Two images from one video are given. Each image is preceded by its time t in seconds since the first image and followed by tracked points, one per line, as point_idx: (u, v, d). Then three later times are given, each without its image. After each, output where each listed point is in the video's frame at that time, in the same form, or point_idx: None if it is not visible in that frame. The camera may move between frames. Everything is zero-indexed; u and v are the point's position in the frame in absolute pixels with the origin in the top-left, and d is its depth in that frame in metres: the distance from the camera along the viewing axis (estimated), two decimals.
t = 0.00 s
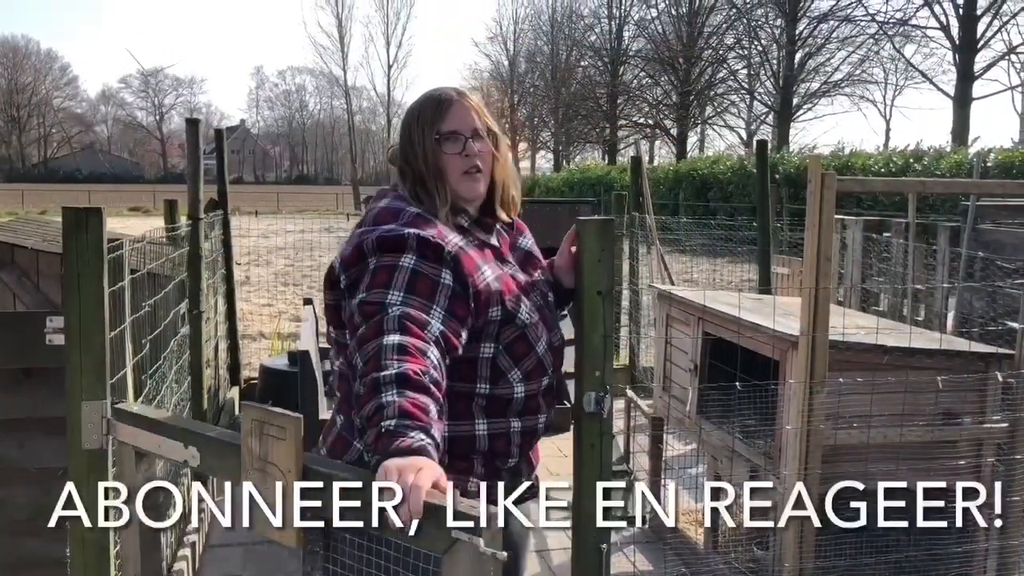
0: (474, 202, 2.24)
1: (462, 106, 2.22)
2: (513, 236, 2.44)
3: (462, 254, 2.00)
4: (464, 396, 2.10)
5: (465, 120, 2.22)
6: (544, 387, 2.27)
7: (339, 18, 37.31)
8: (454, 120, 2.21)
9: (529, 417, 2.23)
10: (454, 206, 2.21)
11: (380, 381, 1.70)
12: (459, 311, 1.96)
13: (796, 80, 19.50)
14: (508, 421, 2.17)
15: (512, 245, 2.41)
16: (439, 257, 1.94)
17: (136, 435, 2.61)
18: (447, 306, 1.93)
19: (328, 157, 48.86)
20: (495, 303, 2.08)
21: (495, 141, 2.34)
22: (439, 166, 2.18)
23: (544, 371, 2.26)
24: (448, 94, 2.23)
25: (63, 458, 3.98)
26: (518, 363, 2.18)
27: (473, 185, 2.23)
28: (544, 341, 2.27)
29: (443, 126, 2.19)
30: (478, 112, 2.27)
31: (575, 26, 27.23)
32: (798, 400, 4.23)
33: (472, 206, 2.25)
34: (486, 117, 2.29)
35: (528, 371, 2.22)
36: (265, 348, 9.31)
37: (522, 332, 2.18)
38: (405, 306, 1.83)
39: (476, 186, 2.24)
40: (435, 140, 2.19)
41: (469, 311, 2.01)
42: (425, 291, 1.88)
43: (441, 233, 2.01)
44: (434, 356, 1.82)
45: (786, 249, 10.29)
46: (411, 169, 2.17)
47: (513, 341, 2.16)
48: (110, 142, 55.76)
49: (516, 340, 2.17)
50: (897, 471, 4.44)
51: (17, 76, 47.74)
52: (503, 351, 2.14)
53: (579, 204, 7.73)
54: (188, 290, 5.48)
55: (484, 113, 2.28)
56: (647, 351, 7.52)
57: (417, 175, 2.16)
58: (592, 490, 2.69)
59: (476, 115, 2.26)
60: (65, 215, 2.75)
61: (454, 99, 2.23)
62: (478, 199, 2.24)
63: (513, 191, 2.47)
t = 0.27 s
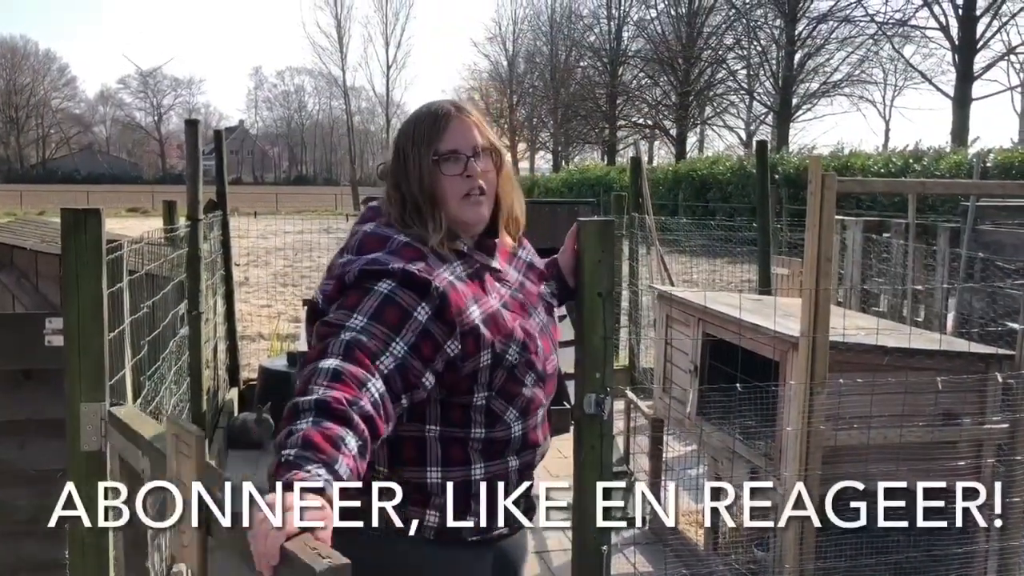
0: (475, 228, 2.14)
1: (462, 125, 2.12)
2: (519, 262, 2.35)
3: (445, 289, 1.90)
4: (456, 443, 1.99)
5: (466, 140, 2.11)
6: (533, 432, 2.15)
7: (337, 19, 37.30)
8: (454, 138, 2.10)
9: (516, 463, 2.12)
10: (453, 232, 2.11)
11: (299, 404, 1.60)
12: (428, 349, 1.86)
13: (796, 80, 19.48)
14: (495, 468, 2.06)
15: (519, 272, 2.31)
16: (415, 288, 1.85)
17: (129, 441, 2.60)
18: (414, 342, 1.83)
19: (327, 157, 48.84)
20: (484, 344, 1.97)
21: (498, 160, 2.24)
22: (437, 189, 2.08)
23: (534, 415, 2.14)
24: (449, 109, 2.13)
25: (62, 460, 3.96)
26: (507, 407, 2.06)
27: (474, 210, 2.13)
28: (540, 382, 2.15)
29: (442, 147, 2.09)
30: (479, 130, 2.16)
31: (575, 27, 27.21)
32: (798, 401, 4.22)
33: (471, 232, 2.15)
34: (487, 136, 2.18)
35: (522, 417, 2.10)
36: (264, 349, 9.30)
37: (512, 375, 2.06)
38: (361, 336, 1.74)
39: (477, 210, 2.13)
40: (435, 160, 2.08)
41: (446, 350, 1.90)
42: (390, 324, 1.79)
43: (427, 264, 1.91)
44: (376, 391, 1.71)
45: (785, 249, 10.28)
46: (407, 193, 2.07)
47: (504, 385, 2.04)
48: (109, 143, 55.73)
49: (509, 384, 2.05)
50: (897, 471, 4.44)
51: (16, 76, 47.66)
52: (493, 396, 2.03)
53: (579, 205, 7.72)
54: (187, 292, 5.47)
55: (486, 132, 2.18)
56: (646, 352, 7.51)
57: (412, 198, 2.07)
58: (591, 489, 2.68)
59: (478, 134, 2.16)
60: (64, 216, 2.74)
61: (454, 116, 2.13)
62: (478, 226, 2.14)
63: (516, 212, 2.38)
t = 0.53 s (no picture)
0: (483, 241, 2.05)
1: (473, 129, 2.03)
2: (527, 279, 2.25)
3: (421, 312, 1.81)
4: (447, 474, 1.94)
5: (476, 146, 2.02)
6: (529, 466, 2.07)
7: (337, 19, 37.31)
8: (464, 144, 2.01)
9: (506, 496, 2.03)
10: (457, 243, 2.03)
11: (207, 417, 1.57)
12: (392, 374, 1.79)
13: (796, 80, 19.47)
14: (488, 491, 1.98)
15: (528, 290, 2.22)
16: (384, 308, 1.78)
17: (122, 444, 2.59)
18: (375, 366, 1.76)
19: (327, 157, 48.85)
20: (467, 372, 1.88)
21: (512, 169, 2.14)
22: (444, 197, 1.99)
23: (527, 449, 2.05)
24: (460, 112, 2.04)
25: (62, 460, 3.96)
26: (493, 438, 1.97)
27: (482, 222, 2.04)
28: (536, 412, 2.05)
29: (451, 152, 2.00)
30: (491, 136, 2.07)
31: (575, 27, 27.21)
32: (798, 402, 4.22)
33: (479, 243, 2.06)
34: (499, 142, 2.09)
35: (513, 449, 2.02)
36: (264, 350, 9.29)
37: (503, 405, 1.96)
38: (309, 354, 1.68)
39: (487, 221, 2.04)
40: (442, 167, 1.99)
41: (417, 376, 1.82)
42: (348, 344, 1.72)
43: (409, 281, 1.83)
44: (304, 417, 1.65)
45: (785, 249, 10.28)
46: (411, 199, 1.98)
47: (493, 417, 1.95)
48: (109, 143, 55.78)
49: (499, 416, 1.96)
50: (897, 471, 4.44)
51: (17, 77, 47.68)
52: (481, 428, 1.95)
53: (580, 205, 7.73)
54: (187, 292, 5.47)
55: (498, 138, 2.08)
56: (647, 352, 7.52)
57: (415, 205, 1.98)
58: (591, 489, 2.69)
59: (489, 140, 2.06)
60: (64, 217, 2.74)
61: (464, 120, 2.03)
62: (487, 239, 2.05)
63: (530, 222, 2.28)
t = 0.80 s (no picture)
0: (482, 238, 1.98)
1: (473, 120, 1.96)
2: (526, 277, 2.18)
3: (388, 310, 1.76)
4: (431, 482, 1.89)
5: (477, 138, 1.95)
6: (523, 473, 1.99)
7: (340, 19, 37.29)
8: (464, 135, 1.94)
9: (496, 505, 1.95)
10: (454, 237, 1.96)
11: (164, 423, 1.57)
12: (357, 376, 1.75)
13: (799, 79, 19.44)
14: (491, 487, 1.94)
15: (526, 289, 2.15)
16: (349, 307, 1.75)
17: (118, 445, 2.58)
18: (337, 368, 1.73)
19: (330, 157, 48.88)
20: (443, 372, 1.81)
21: (513, 162, 2.07)
22: (442, 190, 1.92)
23: (519, 457, 1.97)
24: (462, 102, 1.97)
25: (63, 460, 3.97)
26: (478, 443, 1.90)
27: (481, 218, 1.98)
28: (530, 417, 1.96)
29: (450, 143, 1.93)
30: (493, 128, 2.01)
31: (577, 26, 27.19)
32: (802, 402, 4.21)
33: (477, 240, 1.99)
34: (500, 135, 2.03)
35: (502, 456, 1.94)
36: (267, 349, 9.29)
37: (489, 410, 1.89)
38: (266, 355, 1.66)
39: (486, 216, 1.98)
40: (442, 158, 1.92)
41: (386, 378, 1.78)
42: (309, 344, 1.71)
43: (377, 277, 1.78)
44: (261, 418, 1.63)
45: (788, 248, 10.27)
46: (406, 189, 1.91)
47: (478, 422, 1.88)
48: (111, 142, 55.78)
49: (482, 420, 1.89)
50: (901, 471, 4.43)
51: (20, 76, 47.70)
52: (464, 434, 1.88)
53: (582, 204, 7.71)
54: (190, 291, 5.47)
55: (499, 131, 2.02)
56: (650, 351, 7.51)
57: (409, 196, 1.90)
58: (592, 489, 2.69)
59: (490, 131, 2.00)
60: (67, 216, 2.73)
61: (465, 109, 1.97)
62: (485, 236, 1.98)
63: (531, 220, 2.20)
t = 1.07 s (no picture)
0: (471, 237, 2.00)
1: (460, 118, 1.98)
2: (518, 282, 2.17)
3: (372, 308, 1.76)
4: (419, 488, 1.86)
5: (464, 136, 1.97)
6: (516, 477, 1.96)
7: (344, 18, 37.29)
8: (451, 133, 1.96)
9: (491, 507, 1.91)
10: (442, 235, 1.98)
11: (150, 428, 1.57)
12: (342, 377, 1.75)
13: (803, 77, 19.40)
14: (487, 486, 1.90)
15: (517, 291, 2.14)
16: (331, 308, 1.75)
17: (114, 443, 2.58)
18: (321, 370, 1.73)
19: (334, 155, 48.91)
20: (428, 372, 1.79)
21: (503, 162, 2.09)
22: (429, 189, 1.94)
23: (510, 461, 1.94)
24: (449, 101, 1.98)
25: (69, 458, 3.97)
26: (467, 445, 1.87)
27: (471, 216, 1.99)
28: (521, 418, 1.94)
29: (438, 142, 1.95)
30: (482, 127, 2.02)
31: (582, 24, 27.16)
32: (808, 401, 4.21)
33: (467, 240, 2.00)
34: (490, 133, 2.04)
35: (492, 460, 1.91)
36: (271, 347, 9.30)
37: (477, 411, 1.86)
38: (250, 358, 1.67)
39: (474, 216, 1.99)
40: (429, 157, 1.94)
41: (371, 380, 1.77)
42: (291, 346, 1.70)
43: (358, 277, 1.78)
44: (247, 420, 1.63)
45: (793, 247, 10.25)
46: (392, 188, 1.93)
47: (466, 424, 1.86)
48: (115, 141, 55.87)
49: (470, 421, 1.86)
50: (906, 470, 4.43)
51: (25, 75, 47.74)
52: (452, 436, 1.86)
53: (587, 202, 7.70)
54: (195, 290, 5.47)
55: (489, 129, 2.04)
56: (654, 350, 7.51)
57: (394, 196, 1.93)
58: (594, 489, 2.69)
59: (477, 130, 2.01)
60: (73, 214, 2.74)
61: (452, 107, 1.98)
62: (474, 235, 2.00)
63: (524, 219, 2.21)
